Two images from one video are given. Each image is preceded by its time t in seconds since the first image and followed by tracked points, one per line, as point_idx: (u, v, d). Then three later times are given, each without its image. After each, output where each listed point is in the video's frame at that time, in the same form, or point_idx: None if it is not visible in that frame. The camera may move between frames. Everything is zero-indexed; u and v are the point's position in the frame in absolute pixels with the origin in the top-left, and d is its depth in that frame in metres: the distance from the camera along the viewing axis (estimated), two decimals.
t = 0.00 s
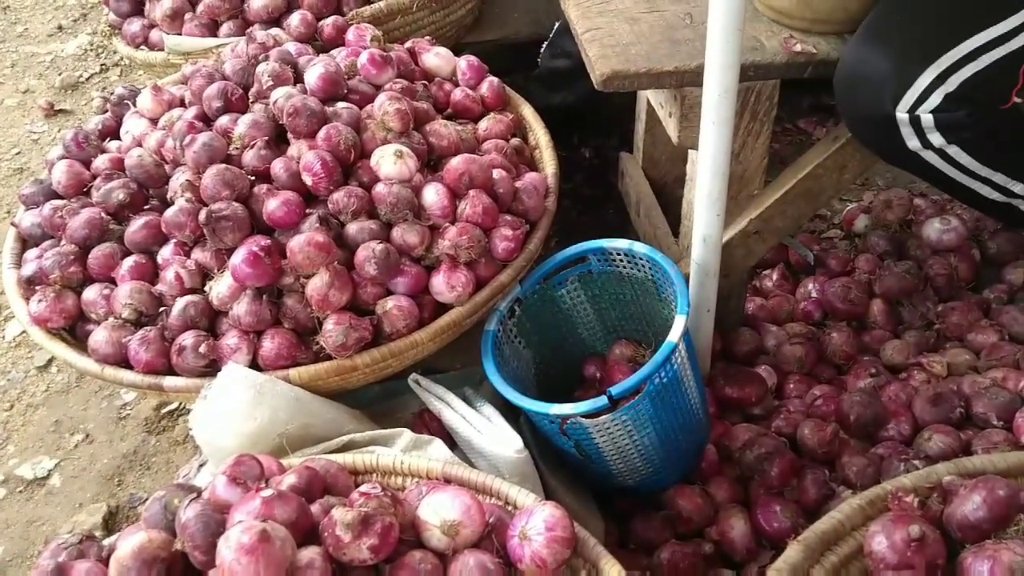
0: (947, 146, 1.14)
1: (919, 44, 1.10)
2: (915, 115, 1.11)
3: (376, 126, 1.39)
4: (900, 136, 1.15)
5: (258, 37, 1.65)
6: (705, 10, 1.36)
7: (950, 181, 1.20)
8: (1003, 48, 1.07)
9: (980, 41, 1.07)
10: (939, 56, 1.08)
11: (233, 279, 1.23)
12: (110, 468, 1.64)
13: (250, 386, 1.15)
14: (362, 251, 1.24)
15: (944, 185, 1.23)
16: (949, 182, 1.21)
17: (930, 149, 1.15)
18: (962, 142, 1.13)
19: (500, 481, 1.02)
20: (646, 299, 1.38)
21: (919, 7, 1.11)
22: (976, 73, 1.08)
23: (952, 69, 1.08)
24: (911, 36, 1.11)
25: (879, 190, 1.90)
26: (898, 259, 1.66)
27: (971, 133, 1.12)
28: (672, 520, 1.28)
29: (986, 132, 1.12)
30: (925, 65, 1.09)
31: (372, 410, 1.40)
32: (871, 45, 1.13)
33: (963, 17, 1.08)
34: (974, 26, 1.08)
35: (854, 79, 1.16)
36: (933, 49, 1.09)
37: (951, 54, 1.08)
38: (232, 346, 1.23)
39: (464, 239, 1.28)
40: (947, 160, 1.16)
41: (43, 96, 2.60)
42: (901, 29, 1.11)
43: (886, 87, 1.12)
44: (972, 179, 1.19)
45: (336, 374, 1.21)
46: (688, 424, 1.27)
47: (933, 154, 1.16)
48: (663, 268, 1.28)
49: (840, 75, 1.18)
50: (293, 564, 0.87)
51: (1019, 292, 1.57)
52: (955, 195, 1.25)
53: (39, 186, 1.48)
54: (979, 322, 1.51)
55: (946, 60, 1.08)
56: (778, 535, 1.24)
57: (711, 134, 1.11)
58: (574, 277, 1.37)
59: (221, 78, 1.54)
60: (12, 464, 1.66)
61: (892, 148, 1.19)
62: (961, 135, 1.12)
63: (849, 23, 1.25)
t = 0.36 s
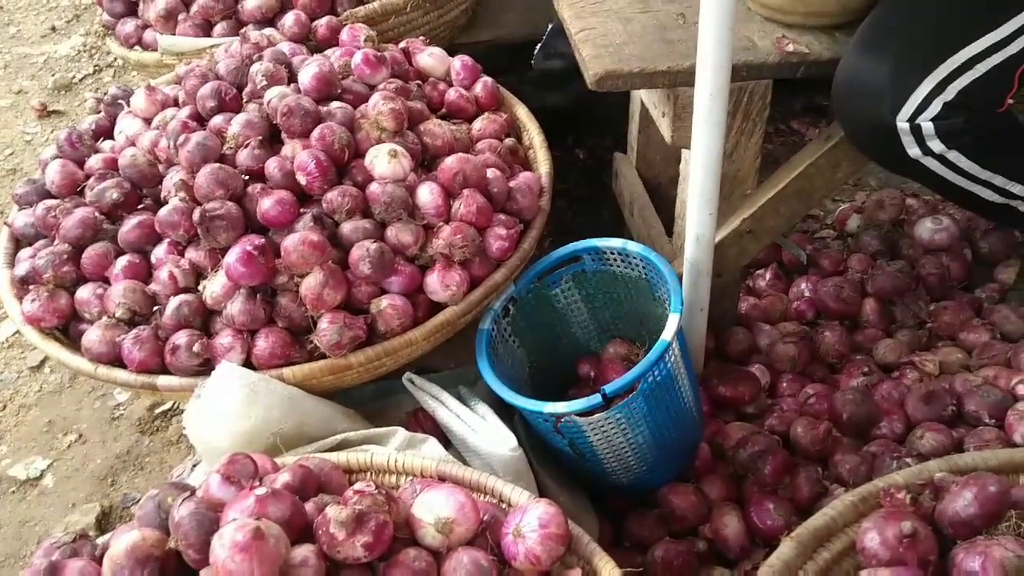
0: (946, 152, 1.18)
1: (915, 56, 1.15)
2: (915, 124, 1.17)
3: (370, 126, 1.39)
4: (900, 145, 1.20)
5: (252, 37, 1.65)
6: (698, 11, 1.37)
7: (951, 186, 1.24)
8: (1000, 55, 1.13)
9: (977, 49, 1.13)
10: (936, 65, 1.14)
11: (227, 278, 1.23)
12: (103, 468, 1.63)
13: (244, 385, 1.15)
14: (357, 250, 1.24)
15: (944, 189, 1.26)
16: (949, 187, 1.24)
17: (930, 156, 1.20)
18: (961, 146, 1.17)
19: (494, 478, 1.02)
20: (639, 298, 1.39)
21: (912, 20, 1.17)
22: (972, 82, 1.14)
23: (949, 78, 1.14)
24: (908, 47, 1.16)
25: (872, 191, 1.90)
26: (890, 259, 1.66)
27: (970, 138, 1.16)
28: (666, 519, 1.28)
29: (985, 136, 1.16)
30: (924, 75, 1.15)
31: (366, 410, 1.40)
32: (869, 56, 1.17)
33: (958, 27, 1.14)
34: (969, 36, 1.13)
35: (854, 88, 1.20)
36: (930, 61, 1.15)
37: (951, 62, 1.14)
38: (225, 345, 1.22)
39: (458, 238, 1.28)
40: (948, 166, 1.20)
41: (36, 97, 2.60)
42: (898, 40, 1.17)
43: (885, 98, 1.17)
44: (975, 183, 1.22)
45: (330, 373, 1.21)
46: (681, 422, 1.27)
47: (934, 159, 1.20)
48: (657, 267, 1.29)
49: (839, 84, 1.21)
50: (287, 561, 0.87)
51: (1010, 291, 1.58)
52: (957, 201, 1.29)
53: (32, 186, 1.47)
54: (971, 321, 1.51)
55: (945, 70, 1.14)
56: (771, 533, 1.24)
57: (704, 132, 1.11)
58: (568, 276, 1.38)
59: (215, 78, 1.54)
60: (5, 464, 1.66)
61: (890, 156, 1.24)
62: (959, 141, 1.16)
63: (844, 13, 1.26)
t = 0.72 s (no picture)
0: (945, 174, 1.20)
1: (918, 84, 1.16)
2: (915, 149, 1.19)
3: (367, 135, 1.40)
4: (899, 168, 1.23)
5: (248, 47, 1.66)
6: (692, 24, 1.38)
7: (951, 205, 1.26)
8: (1001, 84, 1.14)
9: (978, 80, 1.14)
10: (937, 95, 1.15)
11: (225, 288, 1.24)
12: (105, 478, 1.64)
13: (242, 395, 1.16)
14: (353, 259, 1.25)
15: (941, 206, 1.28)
16: (948, 205, 1.26)
17: (929, 178, 1.22)
18: (960, 169, 1.19)
19: (491, 486, 1.03)
20: (635, 304, 1.40)
21: (915, 41, 1.16)
22: (972, 111, 1.15)
23: (949, 108, 1.15)
24: (909, 72, 1.17)
25: (867, 194, 1.91)
26: (885, 262, 1.67)
27: (971, 161, 1.18)
28: (663, 524, 1.29)
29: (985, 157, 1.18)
30: (925, 104, 1.16)
31: (365, 417, 1.40)
32: (869, 79, 1.18)
33: (961, 54, 1.14)
34: (970, 65, 1.14)
35: (856, 110, 1.21)
36: (931, 89, 1.15)
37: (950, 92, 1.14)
38: (224, 355, 1.23)
39: (454, 247, 1.29)
40: (946, 186, 1.22)
41: (35, 107, 2.61)
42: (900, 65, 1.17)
43: (886, 122, 1.19)
44: (973, 201, 1.23)
45: (328, 382, 1.22)
46: (678, 428, 1.28)
47: (932, 180, 1.22)
48: (652, 273, 1.30)
49: (841, 105, 1.23)
50: (286, 571, 0.88)
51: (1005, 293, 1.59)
52: (956, 214, 1.30)
53: (31, 198, 1.48)
54: (966, 323, 1.52)
55: (944, 101, 1.15)
56: (768, 537, 1.25)
57: (696, 142, 1.12)
58: (564, 283, 1.38)
59: (212, 89, 1.55)
60: (7, 474, 1.66)
61: (891, 178, 1.26)
62: (959, 163, 1.19)
63: (842, 33, 1.25)
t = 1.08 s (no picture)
0: (945, 173, 1.19)
1: (917, 84, 1.16)
2: (915, 150, 1.18)
3: (367, 136, 1.40)
4: (898, 168, 1.22)
5: (248, 50, 1.66)
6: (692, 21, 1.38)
7: (952, 202, 1.25)
8: (1000, 85, 1.13)
9: (978, 79, 1.13)
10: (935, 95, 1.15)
11: (226, 291, 1.24)
12: (111, 481, 1.65)
13: (245, 397, 1.16)
14: (354, 261, 1.25)
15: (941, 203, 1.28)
16: (947, 202, 1.26)
17: (929, 178, 1.21)
18: (960, 168, 1.18)
19: (493, 485, 1.02)
20: (637, 302, 1.39)
21: (914, 40, 1.17)
22: (972, 110, 1.15)
23: (949, 108, 1.14)
24: (908, 71, 1.16)
25: (870, 189, 1.91)
26: (889, 258, 1.66)
27: (971, 160, 1.17)
28: (667, 522, 1.29)
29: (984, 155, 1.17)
30: (925, 104, 1.15)
31: (368, 418, 1.41)
32: (869, 79, 1.18)
33: (959, 55, 1.14)
34: (969, 66, 1.13)
35: (855, 111, 1.21)
36: (931, 90, 1.15)
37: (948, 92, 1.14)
38: (226, 357, 1.23)
39: (455, 247, 1.28)
40: (946, 185, 1.21)
41: (39, 113, 2.62)
42: (898, 67, 1.17)
43: (885, 124, 1.18)
44: (974, 198, 1.23)
45: (330, 383, 1.22)
46: (681, 426, 1.28)
47: (932, 179, 1.21)
48: (653, 270, 1.29)
49: (840, 106, 1.22)
50: (288, 571, 0.88)
51: (1010, 287, 1.58)
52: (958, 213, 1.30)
53: (34, 203, 1.48)
54: (971, 318, 1.51)
55: (943, 101, 1.14)
56: (772, 534, 1.25)
57: (696, 138, 1.12)
58: (566, 281, 1.38)
59: (212, 92, 1.55)
60: (13, 479, 1.67)
61: (889, 177, 1.25)
62: (958, 163, 1.18)
63: (837, 24, 1.25)
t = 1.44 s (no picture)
0: (946, 169, 1.19)
1: (917, 80, 1.15)
2: (915, 146, 1.18)
3: (365, 136, 1.40)
4: (899, 165, 1.22)
5: (247, 50, 1.66)
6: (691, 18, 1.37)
7: (952, 197, 1.25)
8: (1000, 80, 1.13)
9: (977, 75, 1.13)
10: (936, 91, 1.14)
11: (225, 291, 1.24)
12: (113, 481, 1.65)
13: (244, 397, 1.16)
14: (353, 260, 1.25)
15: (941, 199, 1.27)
16: (947, 198, 1.25)
17: (930, 174, 1.21)
18: (960, 164, 1.18)
19: (492, 484, 1.02)
20: (637, 300, 1.39)
21: (915, 37, 1.15)
22: (972, 105, 1.14)
23: (949, 104, 1.14)
24: (909, 68, 1.16)
25: (872, 186, 1.90)
26: (891, 254, 1.66)
27: (970, 154, 1.17)
28: (669, 520, 1.29)
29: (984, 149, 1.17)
30: (925, 100, 1.15)
31: (369, 418, 1.40)
32: (869, 76, 1.17)
33: (960, 51, 1.13)
34: (969, 61, 1.13)
35: (855, 110, 1.20)
36: (930, 87, 1.14)
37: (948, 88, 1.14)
38: (225, 357, 1.23)
39: (454, 245, 1.28)
40: (947, 181, 1.21)
41: (42, 114, 2.62)
42: (899, 63, 1.16)
43: (885, 122, 1.18)
44: (974, 193, 1.23)
45: (330, 383, 1.22)
46: (681, 424, 1.27)
47: (933, 175, 1.21)
48: (652, 268, 1.29)
49: (839, 104, 1.21)
50: (286, 571, 0.88)
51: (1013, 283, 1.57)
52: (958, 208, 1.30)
53: (34, 205, 1.48)
54: (973, 314, 1.51)
55: (943, 97, 1.14)
56: (774, 531, 1.24)
57: (696, 137, 1.11)
58: (565, 280, 1.38)
59: (212, 92, 1.55)
60: (15, 480, 1.67)
61: (889, 172, 1.25)
62: (959, 159, 1.18)
63: (835, 25, 1.25)
